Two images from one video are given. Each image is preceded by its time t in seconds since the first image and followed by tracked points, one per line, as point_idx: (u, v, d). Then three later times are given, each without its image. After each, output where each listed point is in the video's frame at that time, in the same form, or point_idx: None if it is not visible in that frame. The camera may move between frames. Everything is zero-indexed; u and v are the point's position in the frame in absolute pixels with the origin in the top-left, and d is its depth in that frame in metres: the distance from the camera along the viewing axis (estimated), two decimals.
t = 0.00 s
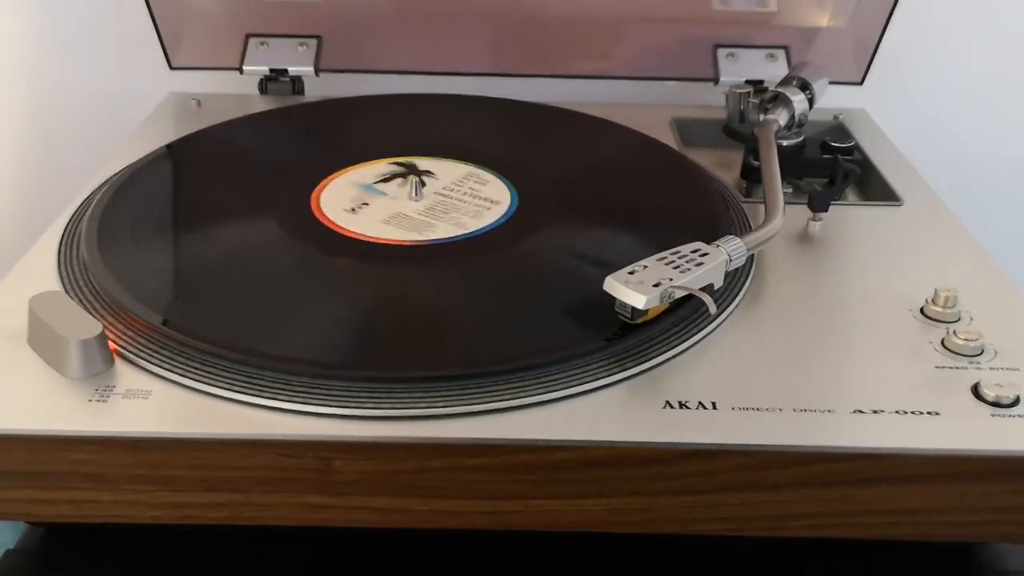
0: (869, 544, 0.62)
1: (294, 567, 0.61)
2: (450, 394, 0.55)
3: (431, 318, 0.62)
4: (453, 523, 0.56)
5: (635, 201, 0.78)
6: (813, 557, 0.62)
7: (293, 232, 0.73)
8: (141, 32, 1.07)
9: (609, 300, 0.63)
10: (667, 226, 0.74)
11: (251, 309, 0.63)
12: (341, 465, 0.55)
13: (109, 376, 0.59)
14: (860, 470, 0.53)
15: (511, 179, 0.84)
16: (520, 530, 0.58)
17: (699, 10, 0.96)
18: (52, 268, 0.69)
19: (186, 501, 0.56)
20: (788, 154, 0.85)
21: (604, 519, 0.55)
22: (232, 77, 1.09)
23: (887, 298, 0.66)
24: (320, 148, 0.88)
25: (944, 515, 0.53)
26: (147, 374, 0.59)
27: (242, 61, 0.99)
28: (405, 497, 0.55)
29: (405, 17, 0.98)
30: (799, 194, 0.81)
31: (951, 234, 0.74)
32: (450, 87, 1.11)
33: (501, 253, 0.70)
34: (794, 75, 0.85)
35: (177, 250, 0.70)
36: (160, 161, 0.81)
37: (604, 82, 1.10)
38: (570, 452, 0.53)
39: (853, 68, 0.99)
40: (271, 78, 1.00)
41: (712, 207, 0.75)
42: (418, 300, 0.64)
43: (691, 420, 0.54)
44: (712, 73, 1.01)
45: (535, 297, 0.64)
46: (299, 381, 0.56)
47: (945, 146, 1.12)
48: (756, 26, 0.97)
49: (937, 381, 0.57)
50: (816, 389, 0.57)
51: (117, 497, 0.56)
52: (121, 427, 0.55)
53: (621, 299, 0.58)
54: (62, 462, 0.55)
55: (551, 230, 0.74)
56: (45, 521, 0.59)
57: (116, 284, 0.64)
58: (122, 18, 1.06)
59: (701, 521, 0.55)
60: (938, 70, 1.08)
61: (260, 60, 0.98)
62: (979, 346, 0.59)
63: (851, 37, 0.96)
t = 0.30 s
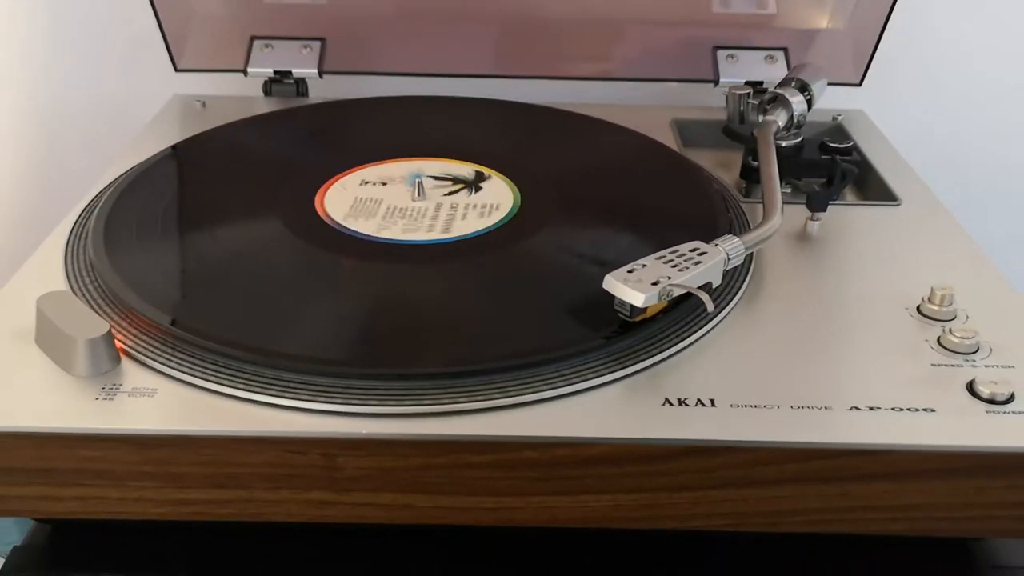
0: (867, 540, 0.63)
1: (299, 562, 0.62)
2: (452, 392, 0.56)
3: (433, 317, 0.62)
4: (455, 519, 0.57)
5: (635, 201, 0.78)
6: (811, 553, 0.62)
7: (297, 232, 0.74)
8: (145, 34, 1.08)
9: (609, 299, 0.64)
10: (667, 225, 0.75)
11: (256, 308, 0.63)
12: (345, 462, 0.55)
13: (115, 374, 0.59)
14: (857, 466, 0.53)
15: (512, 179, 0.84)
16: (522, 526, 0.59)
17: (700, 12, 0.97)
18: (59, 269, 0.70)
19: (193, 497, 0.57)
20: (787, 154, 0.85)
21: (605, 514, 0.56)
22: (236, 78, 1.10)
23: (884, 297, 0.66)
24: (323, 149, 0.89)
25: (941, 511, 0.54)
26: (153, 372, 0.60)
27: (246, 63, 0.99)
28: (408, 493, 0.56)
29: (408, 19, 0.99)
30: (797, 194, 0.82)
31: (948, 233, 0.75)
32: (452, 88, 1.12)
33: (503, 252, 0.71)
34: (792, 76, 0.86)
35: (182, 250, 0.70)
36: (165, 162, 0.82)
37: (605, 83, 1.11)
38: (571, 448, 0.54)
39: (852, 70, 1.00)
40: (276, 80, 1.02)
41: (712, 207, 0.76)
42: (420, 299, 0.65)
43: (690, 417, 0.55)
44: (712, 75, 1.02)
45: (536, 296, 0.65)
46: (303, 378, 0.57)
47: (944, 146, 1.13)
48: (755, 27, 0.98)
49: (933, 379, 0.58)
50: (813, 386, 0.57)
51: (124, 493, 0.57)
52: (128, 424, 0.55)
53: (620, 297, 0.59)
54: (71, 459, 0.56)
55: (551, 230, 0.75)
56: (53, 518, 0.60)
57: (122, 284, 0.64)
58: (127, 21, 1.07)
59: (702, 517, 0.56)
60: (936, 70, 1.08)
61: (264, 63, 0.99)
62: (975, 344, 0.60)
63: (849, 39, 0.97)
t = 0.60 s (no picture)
0: (866, 539, 0.63)
1: (300, 564, 0.62)
2: (450, 394, 0.56)
3: (433, 320, 0.63)
4: (456, 520, 0.58)
5: (635, 204, 0.79)
6: (811, 553, 0.63)
7: (298, 236, 0.75)
8: (149, 41, 1.08)
9: (607, 301, 0.64)
10: (666, 228, 0.75)
11: (257, 311, 0.64)
12: (345, 464, 0.56)
13: (118, 379, 0.60)
14: (854, 466, 0.54)
15: (512, 183, 0.85)
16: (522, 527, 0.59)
17: (699, 16, 0.97)
18: (63, 274, 0.71)
19: (195, 500, 0.58)
20: (786, 157, 0.86)
21: (605, 515, 0.56)
22: (238, 84, 1.11)
23: (881, 298, 0.67)
24: (325, 154, 0.89)
25: (938, 510, 0.54)
26: (156, 376, 0.60)
27: (249, 69, 1.00)
28: (409, 494, 0.57)
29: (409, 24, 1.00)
30: (796, 197, 0.83)
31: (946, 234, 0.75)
32: (453, 92, 1.12)
33: (502, 256, 0.72)
34: (791, 78, 0.86)
35: (185, 255, 0.71)
36: (168, 168, 0.83)
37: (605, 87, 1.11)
38: (569, 449, 0.54)
39: (850, 72, 1.00)
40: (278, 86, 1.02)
41: (711, 209, 0.76)
42: (420, 302, 0.65)
43: (687, 418, 0.55)
44: (712, 78, 1.02)
45: (535, 298, 0.65)
46: (304, 381, 0.57)
47: (945, 149, 1.13)
48: (754, 31, 0.98)
49: (929, 379, 0.58)
50: (810, 387, 0.58)
51: (127, 496, 0.58)
52: (131, 428, 0.56)
53: (618, 300, 0.59)
54: (74, 463, 0.57)
55: (551, 233, 0.75)
56: (57, 521, 0.61)
57: (125, 289, 0.65)
58: (131, 27, 1.08)
59: (702, 517, 0.56)
60: (936, 72, 1.09)
61: (266, 68, 0.99)
62: (970, 344, 0.60)
63: (848, 42, 0.97)
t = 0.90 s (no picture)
0: (866, 539, 0.64)
1: (304, 564, 0.63)
2: (454, 397, 0.57)
3: (436, 323, 0.64)
4: (459, 521, 0.58)
5: (636, 208, 0.80)
6: (809, 553, 0.63)
7: (302, 241, 0.76)
8: (153, 48, 1.10)
9: (608, 304, 0.65)
10: (666, 232, 0.76)
11: (261, 315, 0.65)
12: (350, 465, 0.56)
13: (125, 382, 0.61)
14: (852, 466, 0.54)
15: (514, 188, 0.86)
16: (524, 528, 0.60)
17: (699, 21, 0.98)
18: (70, 279, 0.72)
19: (201, 502, 0.58)
20: (785, 161, 0.86)
21: (606, 515, 0.57)
22: (242, 90, 1.12)
23: (879, 300, 0.67)
24: (328, 160, 0.90)
25: (936, 509, 0.55)
26: (162, 380, 0.61)
27: (253, 75, 1.01)
28: (412, 496, 0.57)
29: (411, 30, 1.01)
30: (795, 200, 0.83)
31: (943, 237, 0.76)
32: (455, 99, 1.13)
33: (504, 260, 0.72)
34: (789, 83, 0.87)
35: (190, 260, 0.72)
36: (172, 174, 0.84)
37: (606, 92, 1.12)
38: (571, 450, 0.55)
39: (848, 77, 1.01)
40: (282, 92, 1.03)
41: (710, 213, 0.77)
42: (423, 305, 0.66)
43: (687, 418, 0.56)
44: (712, 83, 1.03)
45: (537, 301, 0.66)
46: (309, 384, 0.58)
47: (944, 152, 1.14)
48: (753, 36, 0.99)
49: (926, 379, 0.59)
50: (809, 388, 0.58)
51: (134, 499, 0.58)
52: (138, 430, 0.57)
53: (618, 303, 0.60)
54: (82, 465, 0.57)
55: (553, 237, 0.76)
56: (64, 523, 0.61)
57: (132, 294, 0.66)
58: (135, 34, 1.09)
59: (703, 517, 0.57)
60: (934, 76, 1.09)
61: (270, 75, 1.00)
62: (967, 345, 0.61)
63: (847, 47, 0.98)
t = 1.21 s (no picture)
0: (865, 540, 0.64)
1: (309, 565, 0.64)
2: (456, 400, 0.58)
3: (438, 328, 0.64)
4: (462, 522, 0.59)
5: (636, 214, 0.81)
6: (808, 553, 0.64)
7: (307, 247, 0.77)
8: (160, 57, 1.11)
9: (609, 308, 0.66)
10: (666, 237, 0.77)
11: (266, 320, 0.66)
12: (354, 467, 0.57)
13: (133, 386, 0.62)
14: (849, 467, 0.55)
15: (516, 194, 0.87)
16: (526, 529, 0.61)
17: (699, 29, 0.99)
18: (78, 285, 0.73)
19: (208, 504, 0.59)
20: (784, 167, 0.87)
21: (607, 516, 0.58)
22: (247, 98, 1.13)
23: (877, 304, 0.68)
24: (332, 167, 0.91)
25: (932, 510, 0.56)
26: (169, 383, 0.62)
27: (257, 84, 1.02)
28: (415, 497, 0.58)
29: (415, 39, 1.02)
30: (794, 206, 0.84)
31: (940, 241, 0.76)
32: (458, 106, 1.14)
33: (506, 265, 0.73)
34: (789, 91, 0.88)
35: (196, 266, 0.73)
36: (179, 181, 0.85)
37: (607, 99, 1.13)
38: (571, 451, 0.56)
39: (848, 84, 1.02)
40: (287, 100, 1.04)
41: (710, 219, 0.78)
42: (426, 310, 0.67)
43: (686, 420, 0.57)
44: (712, 90, 1.04)
45: (539, 306, 0.67)
46: (313, 387, 0.59)
47: (943, 157, 1.15)
48: (753, 44, 1.00)
49: (923, 382, 0.60)
50: (807, 391, 0.59)
51: (141, 501, 0.59)
52: (145, 433, 0.58)
53: (619, 307, 0.61)
54: (91, 468, 0.58)
55: (554, 242, 0.77)
56: (73, 525, 0.62)
57: (139, 299, 0.67)
58: (141, 43, 1.10)
59: (702, 518, 0.57)
60: (933, 82, 1.10)
61: (275, 83, 1.01)
62: (963, 348, 0.61)
63: (846, 55, 0.99)
